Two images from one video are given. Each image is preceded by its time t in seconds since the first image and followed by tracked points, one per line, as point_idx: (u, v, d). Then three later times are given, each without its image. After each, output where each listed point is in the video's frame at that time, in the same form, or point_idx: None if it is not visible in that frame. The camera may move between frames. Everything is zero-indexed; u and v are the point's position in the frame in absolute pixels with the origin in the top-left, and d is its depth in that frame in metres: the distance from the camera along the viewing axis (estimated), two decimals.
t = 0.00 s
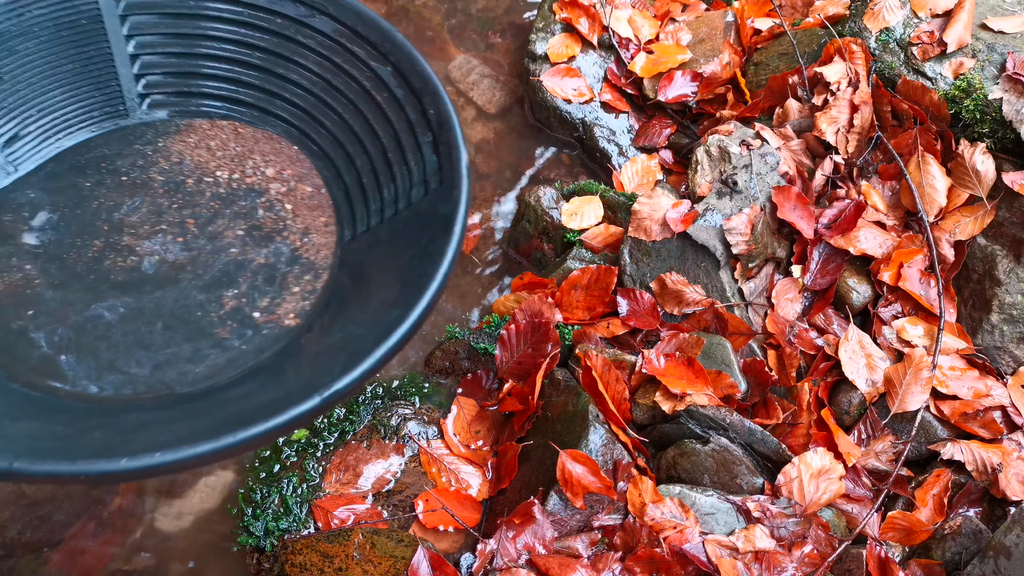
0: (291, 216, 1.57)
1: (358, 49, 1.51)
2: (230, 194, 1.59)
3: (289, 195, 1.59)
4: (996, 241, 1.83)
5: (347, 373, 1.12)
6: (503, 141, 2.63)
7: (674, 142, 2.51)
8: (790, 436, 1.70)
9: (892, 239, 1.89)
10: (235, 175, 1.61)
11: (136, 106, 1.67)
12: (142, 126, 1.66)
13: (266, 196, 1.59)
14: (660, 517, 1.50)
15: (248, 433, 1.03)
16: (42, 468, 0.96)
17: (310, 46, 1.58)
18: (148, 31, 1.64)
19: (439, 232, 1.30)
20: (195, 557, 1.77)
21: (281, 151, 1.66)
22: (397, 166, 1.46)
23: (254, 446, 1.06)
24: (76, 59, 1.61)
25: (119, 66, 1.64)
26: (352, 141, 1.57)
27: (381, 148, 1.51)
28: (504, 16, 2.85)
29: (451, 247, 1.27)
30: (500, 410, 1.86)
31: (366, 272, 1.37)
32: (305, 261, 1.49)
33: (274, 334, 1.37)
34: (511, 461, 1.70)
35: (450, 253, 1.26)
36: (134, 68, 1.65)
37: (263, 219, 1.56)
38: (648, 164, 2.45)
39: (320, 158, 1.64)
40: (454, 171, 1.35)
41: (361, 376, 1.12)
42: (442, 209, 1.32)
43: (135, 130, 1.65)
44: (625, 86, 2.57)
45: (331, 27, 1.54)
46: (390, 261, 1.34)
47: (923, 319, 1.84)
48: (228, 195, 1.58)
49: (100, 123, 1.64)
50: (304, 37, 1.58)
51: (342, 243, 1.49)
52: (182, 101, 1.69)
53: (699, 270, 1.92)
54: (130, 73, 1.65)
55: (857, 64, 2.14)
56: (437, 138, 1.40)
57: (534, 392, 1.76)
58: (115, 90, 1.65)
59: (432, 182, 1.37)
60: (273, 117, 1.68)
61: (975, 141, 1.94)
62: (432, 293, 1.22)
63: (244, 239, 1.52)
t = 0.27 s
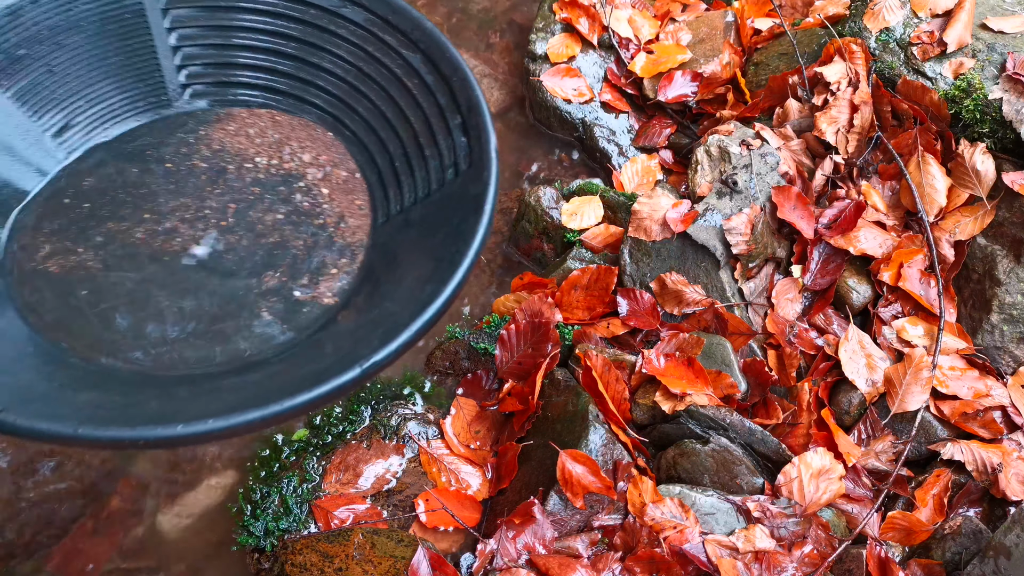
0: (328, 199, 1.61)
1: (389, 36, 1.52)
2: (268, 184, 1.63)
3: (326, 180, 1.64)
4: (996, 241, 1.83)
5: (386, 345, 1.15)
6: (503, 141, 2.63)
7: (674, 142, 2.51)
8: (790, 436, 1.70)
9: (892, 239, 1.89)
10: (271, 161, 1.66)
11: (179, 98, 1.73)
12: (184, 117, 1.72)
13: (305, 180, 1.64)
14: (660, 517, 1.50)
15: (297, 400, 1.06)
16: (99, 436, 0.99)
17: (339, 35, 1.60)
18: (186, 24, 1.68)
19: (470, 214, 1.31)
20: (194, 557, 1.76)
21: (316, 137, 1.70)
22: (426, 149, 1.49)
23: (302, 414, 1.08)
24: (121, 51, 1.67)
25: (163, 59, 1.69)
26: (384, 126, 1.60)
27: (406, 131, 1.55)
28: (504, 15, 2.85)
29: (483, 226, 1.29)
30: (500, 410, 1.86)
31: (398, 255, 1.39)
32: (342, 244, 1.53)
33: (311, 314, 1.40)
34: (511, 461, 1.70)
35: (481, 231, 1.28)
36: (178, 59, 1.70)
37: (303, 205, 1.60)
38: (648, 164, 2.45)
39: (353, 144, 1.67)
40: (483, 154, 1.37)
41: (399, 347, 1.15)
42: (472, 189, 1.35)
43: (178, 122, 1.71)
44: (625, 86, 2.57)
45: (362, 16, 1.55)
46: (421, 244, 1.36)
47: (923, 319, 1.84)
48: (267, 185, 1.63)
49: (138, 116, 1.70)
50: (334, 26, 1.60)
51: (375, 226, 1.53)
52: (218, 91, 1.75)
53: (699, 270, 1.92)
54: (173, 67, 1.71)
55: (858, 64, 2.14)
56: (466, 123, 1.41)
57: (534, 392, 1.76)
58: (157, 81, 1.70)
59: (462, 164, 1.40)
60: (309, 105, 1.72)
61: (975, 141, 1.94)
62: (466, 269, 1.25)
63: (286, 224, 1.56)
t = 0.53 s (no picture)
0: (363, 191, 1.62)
1: (436, 35, 1.55)
2: (300, 169, 1.67)
3: (365, 173, 1.65)
4: (996, 241, 1.83)
5: (391, 341, 1.13)
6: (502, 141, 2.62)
7: (674, 142, 2.51)
8: (790, 436, 1.70)
9: (892, 239, 1.89)
10: (310, 150, 1.70)
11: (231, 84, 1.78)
12: (233, 101, 1.77)
13: (343, 172, 1.66)
14: (660, 517, 1.50)
15: (293, 386, 1.06)
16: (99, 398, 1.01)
17: (384, 29, 1.64)
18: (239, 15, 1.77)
19: (496, 216, 1.28)
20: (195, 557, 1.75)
21: (358, 131, 1.72)
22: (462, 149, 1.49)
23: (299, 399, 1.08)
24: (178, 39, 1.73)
25: (220, 45, 1.76)
26: (423, 121, 1.61)
27: (443, 125, 1.56)
28: (504, 16, 2.85)
29: (506, 230, 1.26)
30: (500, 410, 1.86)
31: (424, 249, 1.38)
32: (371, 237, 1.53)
33: (333, 301, 1.40)
34: (511, 461, 1.70)
35: (501, 236, 1.25)
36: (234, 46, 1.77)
37: (340, 196, 1.62)
38: (648, 164, 2.45)
39: (393, 139, 1.68)
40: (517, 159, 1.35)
41: (403, 345, 1.13)
42: (502, 193, 1.31)
43: (228, 106, 1.76)
44: (625, 86, 2.57)
45: (412, 15, 1.59)
46: (446, 238, 1.35)
47: (923, 319, 1.84)
48: (307, 168, 1.67)
49: (184, 92, 1.75)
50: (381, 22, 1.64)
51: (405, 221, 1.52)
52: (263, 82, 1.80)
53: (699, 270, 1.92)
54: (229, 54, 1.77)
55: (858, 64, 2.14)
56: (505, 130, 1.39)
57: (535, 391, 1.76)
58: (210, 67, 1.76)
59: (495, 166, 1.38)
60: (339, 89, 1.76)
61: (975, 141, 1.94)
62: (483, 273, 1.22)
63: (319, 213, 1.59)
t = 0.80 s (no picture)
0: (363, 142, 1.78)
1: None
2: (301, 113, 1.83)
3: (367, 122, 1.82)
4: (996, 241, 1.83)
5: (377, 283, 1.20)
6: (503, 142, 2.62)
7: (674, 142, 2.51)
8: (790, 436, 1.70)
9: (892, 239, 1.89)
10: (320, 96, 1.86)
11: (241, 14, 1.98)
12: (241, 33, 1.97)
13: (347, 117, 1.83)
14: (660, 517, 1.50)
15: (272, 314, 1.11)
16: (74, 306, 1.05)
17: None
18: None
19: (495, 175, 1.39)
20: (194, 557, 1.76)
21: (370, 83, 1.89)
22: (470, 107, 1.65)
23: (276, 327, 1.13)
24: None
25: None
26: (432, 76, 1.78)
27: (451, 81, 1.73)
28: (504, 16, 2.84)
29: (501, 190, 1.35)
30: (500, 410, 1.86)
31: (426, 200, 1.53)
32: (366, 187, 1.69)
33: (320, 243, 1.54)
34: (511, 461, 1.70)
35: (499, 194, 1.35)
36: None
37: (341, 143, 1.78)
38: (648, 164, 2.45)
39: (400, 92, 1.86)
40: (524, 122, 1.46)
41: (386, 289, 1.20)
42: (504, 154, 1.43)
43: (237, 36, 1.96)
44: (625, 86, 2.58)
45: None
46: (449, 195, 1.48)
47: (923, 319, 1.83)
48: (310, 111, 1.83)
49: (190, 24, 1.96)
50: None
51: (407, 164, 1.72)
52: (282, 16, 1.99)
53: (699, 270, 1.92)
54: None
55: (857, 64, 2.14)
56: (515, 92, 1.53)
57: (534, 391, 1.76)
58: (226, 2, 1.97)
59: (501, 129, 1.52)
60: (350, 37, 1.94)
61: (975, 141, 1.94)
62: (476, 228, 1.30)
63: (319, 158, 1.74)
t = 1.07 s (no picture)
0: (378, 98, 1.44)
1: None
2: (330, 32, 1.59)
3: (399, 45, 1.57)
4: (996, 241, 1.83)
5: (379, 199, 0.91)
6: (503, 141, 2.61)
7: (674, 142, 2.51)
8: (789, 436, 1.70)
9: (892, 239, 1.89)
10: (352, 18, 1.65)
11: None
12: None
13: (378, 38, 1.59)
14: (660, 517, 1.50)
15: (246, 222, 0.85)
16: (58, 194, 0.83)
17: None
18: None
19: (523, 98, 1.13)
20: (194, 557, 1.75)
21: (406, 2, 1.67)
22: (508, 29, 1.40)
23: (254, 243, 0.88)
24: None
25: None
26: None
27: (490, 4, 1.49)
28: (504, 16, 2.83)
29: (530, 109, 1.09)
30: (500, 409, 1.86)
31: (444, 130, 1.19)
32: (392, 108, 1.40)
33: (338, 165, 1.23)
34: (511, 461, 1.70)
35: (531, 113, 1.09)
36: None
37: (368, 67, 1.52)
38: (648, 164, 2.45)
39: (433, 13, 1.62)
40: (558, 46, 1.22)
41: (392, 208, 0.91)
42: (535, 77, 1.17)
43: None
44: (624, 86, 2.58)
45: None
46: (472, 114, 1.21)
47: (923, 319, 1.84)
48: (339, 31, 1.60)
49: None
50: None
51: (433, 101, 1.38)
52: None
53: (699, 270, 1.92)
54: None
55: (857, 64, 2.14)
56: (552, 14, 1.30)
57: (534, 391, 1.76)
58: None
59: (534, 55, 1.26)
60: None
61: (975, 141, 1.94)
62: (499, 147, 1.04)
63: (346, 79, 1.49)
